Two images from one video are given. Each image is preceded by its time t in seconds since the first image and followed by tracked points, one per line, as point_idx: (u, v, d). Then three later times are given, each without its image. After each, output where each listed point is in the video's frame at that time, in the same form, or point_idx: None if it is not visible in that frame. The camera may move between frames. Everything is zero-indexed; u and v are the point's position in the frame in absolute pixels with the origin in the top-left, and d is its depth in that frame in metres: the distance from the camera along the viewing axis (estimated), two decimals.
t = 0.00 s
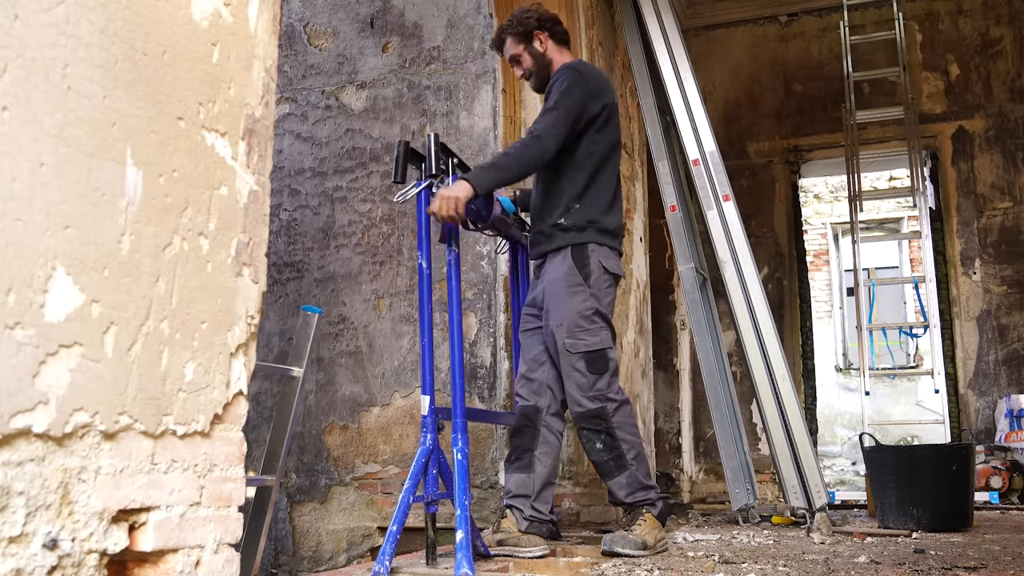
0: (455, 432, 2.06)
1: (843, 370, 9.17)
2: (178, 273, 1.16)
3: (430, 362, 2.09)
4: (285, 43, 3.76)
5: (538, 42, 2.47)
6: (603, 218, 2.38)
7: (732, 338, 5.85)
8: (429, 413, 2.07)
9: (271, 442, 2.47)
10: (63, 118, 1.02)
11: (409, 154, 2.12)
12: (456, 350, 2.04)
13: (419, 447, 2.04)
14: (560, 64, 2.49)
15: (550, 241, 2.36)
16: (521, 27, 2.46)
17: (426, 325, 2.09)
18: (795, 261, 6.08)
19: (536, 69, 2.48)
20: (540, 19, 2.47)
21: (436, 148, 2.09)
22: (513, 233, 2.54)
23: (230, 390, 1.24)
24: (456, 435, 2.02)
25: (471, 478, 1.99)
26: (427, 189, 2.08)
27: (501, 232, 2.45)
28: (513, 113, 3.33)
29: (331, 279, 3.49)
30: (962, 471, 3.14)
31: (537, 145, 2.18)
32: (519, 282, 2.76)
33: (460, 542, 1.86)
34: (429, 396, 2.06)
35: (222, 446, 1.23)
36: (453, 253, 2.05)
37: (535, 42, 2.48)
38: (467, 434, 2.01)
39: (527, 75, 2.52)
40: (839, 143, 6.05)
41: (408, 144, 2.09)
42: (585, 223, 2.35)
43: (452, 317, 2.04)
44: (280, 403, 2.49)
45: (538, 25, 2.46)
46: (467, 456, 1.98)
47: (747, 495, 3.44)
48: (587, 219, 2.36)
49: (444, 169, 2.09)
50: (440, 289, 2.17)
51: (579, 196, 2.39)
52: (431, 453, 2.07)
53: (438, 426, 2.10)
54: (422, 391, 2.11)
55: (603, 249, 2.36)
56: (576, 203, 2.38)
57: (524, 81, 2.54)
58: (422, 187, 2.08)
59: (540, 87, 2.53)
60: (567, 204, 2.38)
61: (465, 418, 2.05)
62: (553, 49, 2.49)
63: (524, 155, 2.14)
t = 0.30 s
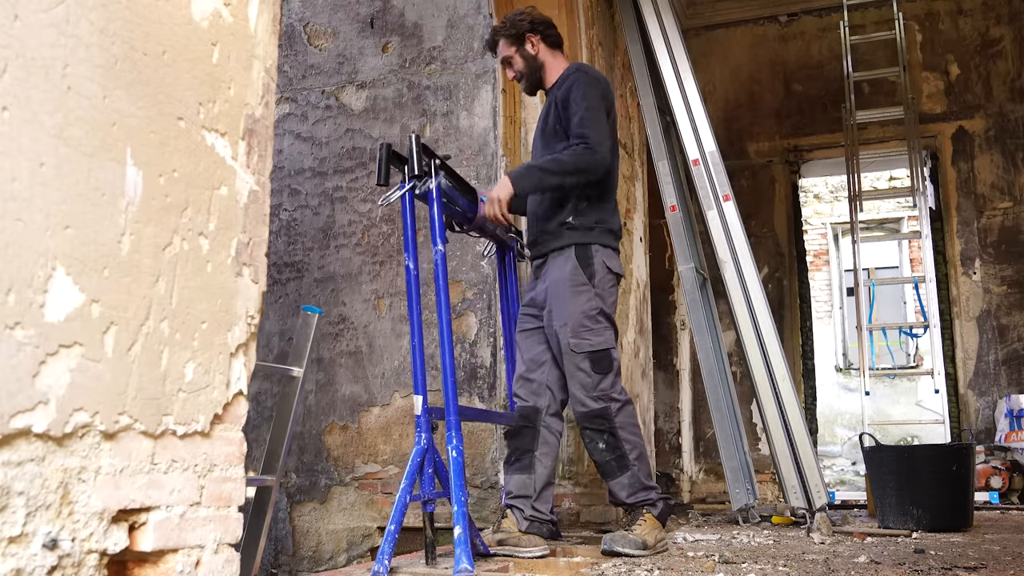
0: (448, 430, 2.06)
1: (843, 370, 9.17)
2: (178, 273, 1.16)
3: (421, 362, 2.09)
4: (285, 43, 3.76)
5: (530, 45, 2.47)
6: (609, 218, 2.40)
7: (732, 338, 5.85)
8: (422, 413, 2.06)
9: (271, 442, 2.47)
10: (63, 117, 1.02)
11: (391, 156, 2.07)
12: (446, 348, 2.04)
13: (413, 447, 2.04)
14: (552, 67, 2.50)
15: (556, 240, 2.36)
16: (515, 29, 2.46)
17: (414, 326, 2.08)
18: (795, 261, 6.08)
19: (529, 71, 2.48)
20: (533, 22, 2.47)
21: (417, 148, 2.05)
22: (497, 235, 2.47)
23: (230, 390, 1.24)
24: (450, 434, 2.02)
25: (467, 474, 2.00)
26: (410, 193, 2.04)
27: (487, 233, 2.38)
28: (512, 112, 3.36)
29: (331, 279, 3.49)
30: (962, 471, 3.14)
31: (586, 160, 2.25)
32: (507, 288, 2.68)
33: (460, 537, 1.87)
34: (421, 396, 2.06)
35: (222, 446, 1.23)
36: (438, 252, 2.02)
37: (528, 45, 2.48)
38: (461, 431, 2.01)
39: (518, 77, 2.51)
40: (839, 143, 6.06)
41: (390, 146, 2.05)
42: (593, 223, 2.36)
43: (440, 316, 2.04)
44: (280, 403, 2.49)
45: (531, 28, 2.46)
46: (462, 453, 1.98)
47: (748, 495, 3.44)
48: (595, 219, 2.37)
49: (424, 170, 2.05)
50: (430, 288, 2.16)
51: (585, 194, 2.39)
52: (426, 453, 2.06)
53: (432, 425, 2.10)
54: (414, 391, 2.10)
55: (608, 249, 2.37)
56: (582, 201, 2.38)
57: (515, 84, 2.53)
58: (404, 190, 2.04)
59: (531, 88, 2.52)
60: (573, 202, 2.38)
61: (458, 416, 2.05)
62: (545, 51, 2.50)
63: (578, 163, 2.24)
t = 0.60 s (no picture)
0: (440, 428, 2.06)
1: (843, 370, 9.17)
2: (178, 273, 1.16)
3: (410, 361, 2.09)
4: (285, 43, 3.76)
5: (538, 47, 2.47)
6: (614, 217, 2.39)
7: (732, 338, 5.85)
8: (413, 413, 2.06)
9: (271, 442, 2.47)
10: (63, 117, 1.02)
11: (368, 161, 2.05)
12: (433, 346, 2.04)
13: (406, 447, 2.03)
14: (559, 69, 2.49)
15: (561, 238, 2.36)
16: (523, 32, 2.47)
17: (401, 325, 2.08)
18: (795, 261, 6.08)
19: (535, 74, 2.49)
20: (542, 25, 2.47)
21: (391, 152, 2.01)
22: (478, 234, 2.46)
23: (230, 390, 1.24)
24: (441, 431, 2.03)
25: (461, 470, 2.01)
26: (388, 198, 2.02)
27: (468, 235, 2.38)
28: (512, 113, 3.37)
29: (331, 279, 3.49)
30: (962, 471, 3.14)
31: (506, 154, 2.22)
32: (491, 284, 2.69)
33: (456, 531, 1.89)
34: (411, 395, 2.05)
35: (222, 446, 1.23)
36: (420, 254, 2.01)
37: (535, 48, 2.48)
38: (452, 428, 2.02)
39: (527, 80, 2.53)
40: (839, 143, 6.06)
41: (367, 150, 2.03)
42: (598, 222, 2.35)
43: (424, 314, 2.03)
44: (279, 403, 2.49)
45: (539, 30, 2.46)
46: (454, 450, 1.99)
47: (748, 495, 3.44)
48: (600, 218, 2.36)
49: (400, 173, 2.01)
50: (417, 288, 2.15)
51: (590, 192, 2.39)
52: (419, 452, 2.06)
53: (424, 425, 2.09)
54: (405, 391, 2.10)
55: (613, 250, 2.36)
56: (586, 199, 2.37)
57: (524, 86, 2.54)
58: (382, 195, 2.00)
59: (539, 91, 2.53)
60: (578, 201, 2.37)
61: (448, 413, 2.06)
62: (554, 54, 2.49)
63: (496, 155, 2.21)
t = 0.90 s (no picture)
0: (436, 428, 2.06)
1: (843, 370, 9.17)
2: (178, 273, 1.16)
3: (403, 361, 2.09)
4: (285, 43, 3.76)
5: (536, 49, 2.47)
6: (610, 215, 2.39)
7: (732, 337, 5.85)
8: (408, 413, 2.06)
9: (271, 442, 2.47)
10: (63, 118, 1.02)
11: (357, 164, 2.05)
12: (426, 345, 2.04)
13: (403, 447, 2.03)
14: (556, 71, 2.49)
15: (558, 235, 2.36)
16: (520, 34, 2.47)
17: (394, 325, 2.08)
18: (795, 261, 6.08)
19: (531, 75, 2.49)
20: (540, 27, 2.48)
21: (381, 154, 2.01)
22: (467, 236, 2.45)
23: (230, 390, 1.24)
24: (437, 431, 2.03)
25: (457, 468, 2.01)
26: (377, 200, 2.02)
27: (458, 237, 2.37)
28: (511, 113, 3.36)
29: (331, 279, 3.49)
30: (962, 471, 3.14)
31: (483, 152, 2.21)
32: (482, 273, 2.69)
33: (455, 528, 1.90)
34: (406, 396, 2.05)
35: (222, 446, 1.23)
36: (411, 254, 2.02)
37: (532, 49, 2.47)
38: (448, 426, 2.02)
39: (523, 80, 2.53)
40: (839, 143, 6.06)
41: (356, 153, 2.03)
42: (594, 220, 2.36)
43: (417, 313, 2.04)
44: (279, 403, 2.49)
45: (537, 32, 2.47)
46: (451, 448, 1.99)
47: (747, 495, 3.44)
48: (597, 216, 2.37)
49: (387, 176, 2.01)
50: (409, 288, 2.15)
51: (585, 190, 2.39)
52: (416, 452, 2.06)
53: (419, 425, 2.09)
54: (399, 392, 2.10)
55: (611, 249, 2.36)
56: (582, 196, 2.38)
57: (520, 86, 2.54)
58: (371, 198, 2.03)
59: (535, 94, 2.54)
60: (574, 198, 2.38)
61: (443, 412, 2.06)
62: (551, 57, 2.49)
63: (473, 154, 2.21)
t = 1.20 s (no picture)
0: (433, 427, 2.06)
1: (843, 370, 9.17)
2: (178, 273, 1.16)
3: (400, 362, 2.09)
4: (285, 43, 3.76)
5: (535, 49, 2.47)
6: (609, 213, 2.40)
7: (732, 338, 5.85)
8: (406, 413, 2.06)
9: (271, 442, 2.46)
10: (62, 117, 1.02)
11: (350, 166, 2.04)
12: (422, 345, 2.04)
13: (400, 447, 2.03)
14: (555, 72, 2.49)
15: (558, 234, 2.36)
16: (520, 34, 2.48)
17: (389, 326, 2.08)
18: (795, 261, 6.08)
19: (530, 76, 2.49)
20: (540, 27, 2.48)
21: (373, 156, 2.00)
22: (460, 237, 2.45)
23: (230, 390, 1.24)
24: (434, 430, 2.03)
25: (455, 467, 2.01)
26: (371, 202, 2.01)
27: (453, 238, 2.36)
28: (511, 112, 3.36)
29: (331, 279, 3.49)
30: (962, 471, 3.14)
31: (478, 150, 2.22)
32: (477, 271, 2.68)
33: (454, 527, 1.90)
34: (403, 396, 2.05)
35: (222, 446, 1.23)
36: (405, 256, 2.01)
37: (531, 49, 2.48)
38: (446, 425, 2.02)
39: (521, 80, 2.53)
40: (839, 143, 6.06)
41: (349, 154, 2.02)
42: (594, 218, 2.36)
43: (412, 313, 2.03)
44: (279, 403, 2.48)
45: (537, 33, 2.47)
46: (449, 447, 1.99)
47: (748, 495, 3.44)
48: (596, 214, 2.37)
49: (381, 177, 2.00)
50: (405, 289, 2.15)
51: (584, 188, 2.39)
52: (414, 452, 2.06)
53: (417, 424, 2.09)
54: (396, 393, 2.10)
55: (610, 249, 2.36)
56: (582, 195, 2.38)
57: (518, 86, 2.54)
58: (365, 201, 2.01)
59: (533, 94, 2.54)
60: (574, 196, 2.38)
61: (440, 411, 2.06)
62: (550, 57, 2.49)
63: (470, 152, 2.21)
